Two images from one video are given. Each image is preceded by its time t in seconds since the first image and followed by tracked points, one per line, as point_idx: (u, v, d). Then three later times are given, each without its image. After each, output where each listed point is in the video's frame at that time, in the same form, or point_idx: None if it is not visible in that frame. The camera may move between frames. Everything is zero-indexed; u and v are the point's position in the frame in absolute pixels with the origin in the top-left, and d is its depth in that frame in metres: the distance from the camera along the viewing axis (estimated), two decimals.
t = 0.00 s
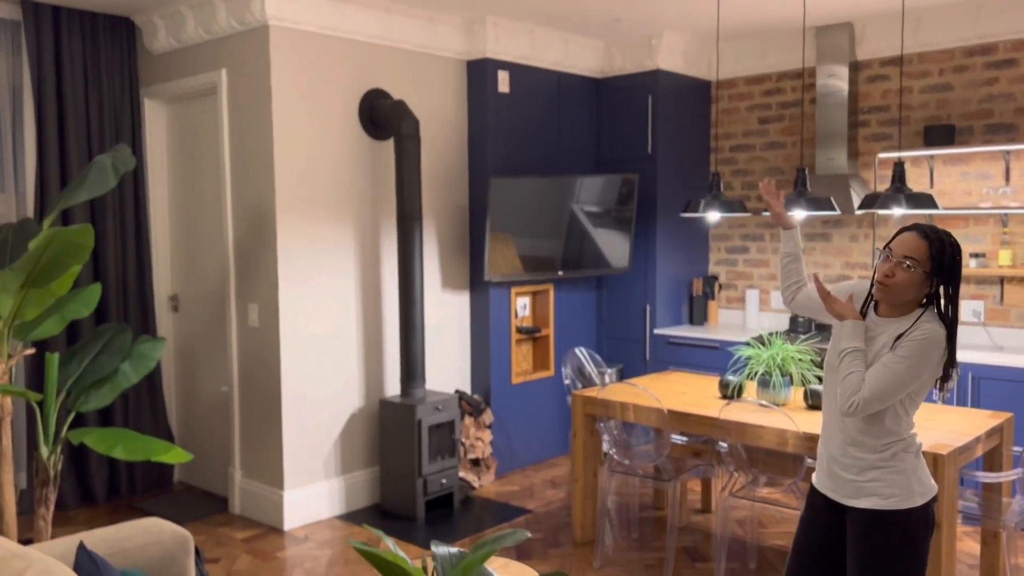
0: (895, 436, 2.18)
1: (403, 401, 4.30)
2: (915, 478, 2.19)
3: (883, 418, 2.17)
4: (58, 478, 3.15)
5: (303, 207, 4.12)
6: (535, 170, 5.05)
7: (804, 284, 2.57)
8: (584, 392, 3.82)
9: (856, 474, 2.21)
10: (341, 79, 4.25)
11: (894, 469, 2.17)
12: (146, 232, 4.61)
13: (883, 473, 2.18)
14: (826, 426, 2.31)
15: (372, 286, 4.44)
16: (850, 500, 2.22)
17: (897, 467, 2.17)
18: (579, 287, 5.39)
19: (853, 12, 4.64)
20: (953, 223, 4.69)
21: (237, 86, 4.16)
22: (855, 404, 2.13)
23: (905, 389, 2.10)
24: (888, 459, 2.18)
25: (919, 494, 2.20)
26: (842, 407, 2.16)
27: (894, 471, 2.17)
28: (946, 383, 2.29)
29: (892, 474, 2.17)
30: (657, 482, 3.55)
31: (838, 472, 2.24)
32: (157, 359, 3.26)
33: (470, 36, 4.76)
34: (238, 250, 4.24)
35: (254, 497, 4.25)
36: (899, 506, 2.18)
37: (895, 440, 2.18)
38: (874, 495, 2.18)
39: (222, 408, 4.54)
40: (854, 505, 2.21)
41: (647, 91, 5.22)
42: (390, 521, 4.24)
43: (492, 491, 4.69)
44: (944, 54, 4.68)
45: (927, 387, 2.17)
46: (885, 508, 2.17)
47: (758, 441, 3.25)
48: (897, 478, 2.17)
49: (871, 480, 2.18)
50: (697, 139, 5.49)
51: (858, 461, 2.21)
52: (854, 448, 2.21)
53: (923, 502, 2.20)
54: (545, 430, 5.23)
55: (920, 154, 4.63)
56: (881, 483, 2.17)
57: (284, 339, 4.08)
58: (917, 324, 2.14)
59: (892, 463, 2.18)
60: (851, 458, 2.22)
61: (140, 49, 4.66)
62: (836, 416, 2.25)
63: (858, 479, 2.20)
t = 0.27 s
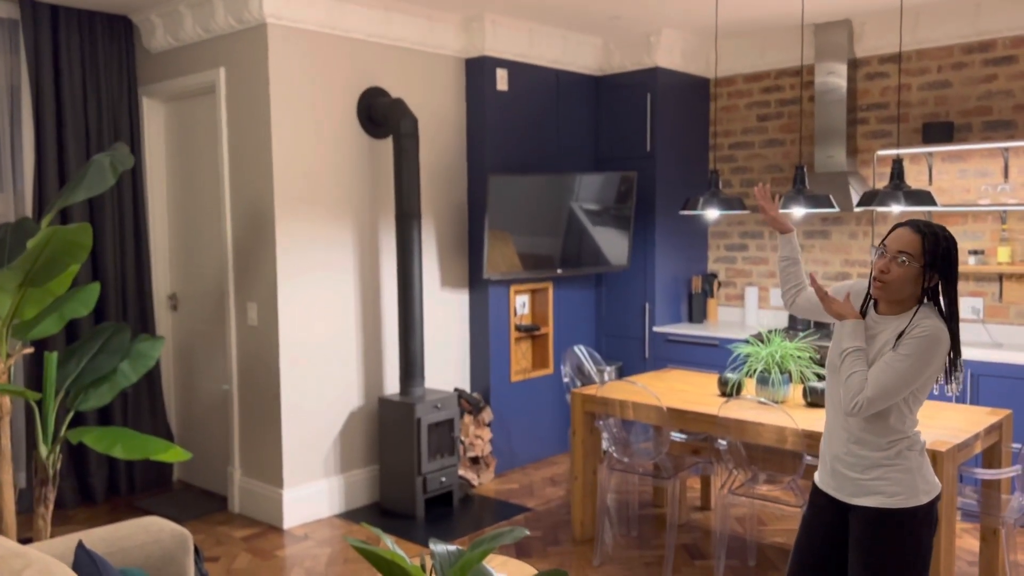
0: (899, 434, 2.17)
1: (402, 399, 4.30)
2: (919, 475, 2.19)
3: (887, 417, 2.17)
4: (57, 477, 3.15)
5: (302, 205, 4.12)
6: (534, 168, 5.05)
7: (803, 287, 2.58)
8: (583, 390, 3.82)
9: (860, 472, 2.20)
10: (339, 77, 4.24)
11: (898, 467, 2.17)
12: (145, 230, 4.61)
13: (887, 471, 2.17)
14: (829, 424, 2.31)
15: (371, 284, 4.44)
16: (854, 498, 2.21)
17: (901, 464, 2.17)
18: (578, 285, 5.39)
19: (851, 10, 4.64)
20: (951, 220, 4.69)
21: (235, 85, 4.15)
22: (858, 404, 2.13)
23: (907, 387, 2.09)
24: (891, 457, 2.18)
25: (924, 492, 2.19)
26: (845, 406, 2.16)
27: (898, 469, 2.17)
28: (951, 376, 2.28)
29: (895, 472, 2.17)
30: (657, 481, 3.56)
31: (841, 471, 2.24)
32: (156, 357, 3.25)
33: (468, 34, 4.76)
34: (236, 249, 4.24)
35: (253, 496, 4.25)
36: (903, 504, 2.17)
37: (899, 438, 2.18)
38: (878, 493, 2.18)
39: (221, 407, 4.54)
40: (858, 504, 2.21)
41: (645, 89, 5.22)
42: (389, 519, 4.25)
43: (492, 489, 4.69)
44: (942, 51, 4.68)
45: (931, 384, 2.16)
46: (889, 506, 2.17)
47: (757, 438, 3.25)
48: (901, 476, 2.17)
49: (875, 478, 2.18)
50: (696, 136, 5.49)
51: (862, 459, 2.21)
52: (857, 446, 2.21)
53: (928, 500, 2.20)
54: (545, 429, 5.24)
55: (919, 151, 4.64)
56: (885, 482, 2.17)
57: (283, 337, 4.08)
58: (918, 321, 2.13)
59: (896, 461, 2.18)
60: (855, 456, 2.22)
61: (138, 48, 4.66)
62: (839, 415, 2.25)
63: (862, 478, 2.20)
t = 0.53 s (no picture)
0: (900, 431, 2.18)
1: (400, 398, 4.30)
2: (920, 472, 2.20)
3: (888, 414, 2.17)
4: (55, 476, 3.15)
5: (300, 204, 4.12)
6: (532, 166, 5.04)
7: (800, 284, 2.57)
8: (581, 388, 3.81)
9: (862, 470, 2.21)
10: (337, 75, 4.24)
11: (900, 464, 2.17)
12: (142, 230, 4.60)
13: (889, 469, 2.18)
14: (829, 422, 2.31)
15: (369, 283, 4.44)
16: (856, 496, 2.22)
17: (903, 461, 2.18)
18: (576, 283, 5.39)
19: (849, 7, 4.64)
20: (949, 218, 4.69)
21: (233, 84, 4.15)
22: (860, 402, 2.13)
23: (909, 384, 2.10)
24: (893, 454, 2.18)
25: (926, 488, 2.20)
26: (846, 405, 2.16)
27: (900, 466, 2.18)
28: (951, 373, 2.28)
29: (898, 469, 2.18)
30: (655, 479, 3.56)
31: (843, 469, 2.24)
32: (154, 357, 3.24)
33: (465, 32, 4.75)
34: (234, 248, 4.24)
35: (252, 495, 4.24)
36: (906, 501, 2.18)
37: (900, 435, 2.18)
38: (881, 491, 2.18)
39: (219, 406, 4.54)
40: (860, 502, 2.21)
41: (643, 87, 5.21)
42: (388, 518, 4.25)
43: (490, 488, 4.69)
44: (940, 48, 4.68)
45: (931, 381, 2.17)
46: (892, 503, 2.18)
47: (755, 436, 3.26)
48: (903, 473, 2.18)
49: (877, 476, 2.18)
50: (694, 134, 5.49)
51: (863, 457, 2.21)
52: (859, 444, 2.21)
53: (929, 496, 2.21)
54: (543, 427, 5.24)
55: (916, 149, 4.64)
56: (887, 480, 2.18)
57: (281, 337, 4.08)
58: (918, 317, 2.14)
59: (898, 458, 2.18)
60: (856, 454, 2.22)
61: (135, 47, 4.65)
62: (839, 413, 2.25)
63: (864, 476, 2.20)
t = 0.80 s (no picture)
0: (901, 429, 2.18)
1: (397, 396, 4.30)
2: (920, 469, 2.20)
3: (889, 411, 2.17)
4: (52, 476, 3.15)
5: (296, 203, 4.11)
6: (529, 164, 5.04)
7: (793, 283, 2.55)
8: (578, 387, 3.82)
9: (863, 468, 2.20)
10: (333, 74, 4.23)
11: (901, 461, 2.18)
12: (139, 229, 4.59)
13: (891, 466, 2.18)
14: (827, 421, 2.30)
15: (366, 282, 4.43)
16: (857, 494, 2.21)
17: (904, 458, 2.18)
18: (573, 281, 5.39)
19: (846, 5, 4.63)
20: (946, 216, 4.69)
21: (229, 82, 4.14)
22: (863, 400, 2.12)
23: (911, 381, 2.10)
24: (894, 451, 2.18)
25: (926, 485, 2.21)
26: (848, 403, 2.15)
27: (901, 463, 2.18)
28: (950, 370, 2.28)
29: (899, 466, 2.18)
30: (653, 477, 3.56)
31: (844, 467, 2.23)
32: (150, 357, 3.23)
33: (462, 30, 4.75)
34: (231, 247, 4.23)
35: (249, 494, 4.24)
36: (906, 498, 2.18)
37: (901, 433, 2.19)
38: (883, 488, 2.18)
39: (216, 405, 4.53)
40: (862, 499, 2.21)
41: (640, 85, 5.21)
42: (385, 517, 4.24)
43: (488, 486, 4.69)
44: (936, 46, 4.68)
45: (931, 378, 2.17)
46: (893, 500, 2.18)
47: (752, 434, 3.26)
48: (904, 470, 2.18)
49: (878, 474, 2.19)
50: (691, 132, 5.49)
51: (864, 455, 2.21)
52: (859, 442, 2.21)
53: (930, 492, 2.22)
54: (540, 425, 5.24)
55: (913, 147, 4.64)
56: (889, 477, 2.18)
57: (278, 336, 4.07)
58: (918, 315, 2.14)
59: (898, 455, 2.18)
60: (857, 452, 2.21)
61: (130, 45, 4.64)
62: (839, 411, 2.24)
63: (866, 473, 2.20)
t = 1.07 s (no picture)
0: (896, 426, 2.18)
1: (394, 394, 4.30)
2: (915, 466, 2.20)
3: (884, 408, 2.17)
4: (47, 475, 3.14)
5: (292, 201, 4.11)
6: (525, 162, 5.04)
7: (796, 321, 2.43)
8: (575, 384, 3.83)
9: (857, 464, 2.21)
10: (329, 71, 4.22)
11: (894, 458, 2.18)
12: (134, 227, 4.58)
13: (884, 463, 2.18)
14: (823, 417, 2.31)
15: (362, 280, 4.43)
16: (850, 490, 2.22)
17: (898, 456, 2.18)
18: (570, 279, 5.39)
19: (842, 2, 4.63)
20: (942, 213, 4.70)
21: (224, 80, 4.13)
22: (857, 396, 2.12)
23: (906, 379, 2.10)
24: (888, 448, 2.18)
25: (920, 482, 2.20)
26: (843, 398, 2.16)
27: (894, 460, 2.18)
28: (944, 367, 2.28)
29: (892, 463, 2.18)
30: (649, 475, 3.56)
31: (838, 463, 2.24)
32: (146, 355, 3.21)
33: (458, 28, 4.74)
34: (227, 245, 4.22)
35: (245, 493, 4.24)
36: (900, 495, 2.18)
37: (895, 430, 2.18)
38: (875, 485, 2.18)
39: (212, 403, 4.52)
40: (854, 496, 2.21)
41: (636, 83, 5.21)
42: (382, 515, 4.24)
43: (484, 484, 4.69)
44: (932, 43, 4.68)
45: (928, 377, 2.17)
46: (886, 497, 2.18)
47: (748, 432, 3.26)
48: (898, 468, 2.18)
49: (872, 470, 2.19)
50: (687, 129, 5.48)
51: (858, 451, 2.21)
52: (854, 438, 2.21)
53: (924, 489, 2.21)
54: (537, 423, 5.23)
55: (909, 144, 4.64)
56: (882, 474, 2.18)
57: (273, 334, 4.07)
58: (916, 312, 2.14)
59: (892, 452, 2.18)
60: (851, 448, 2.22)
61: (125, 43, 4.63)
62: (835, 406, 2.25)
63: (859, 470, 2.20)
